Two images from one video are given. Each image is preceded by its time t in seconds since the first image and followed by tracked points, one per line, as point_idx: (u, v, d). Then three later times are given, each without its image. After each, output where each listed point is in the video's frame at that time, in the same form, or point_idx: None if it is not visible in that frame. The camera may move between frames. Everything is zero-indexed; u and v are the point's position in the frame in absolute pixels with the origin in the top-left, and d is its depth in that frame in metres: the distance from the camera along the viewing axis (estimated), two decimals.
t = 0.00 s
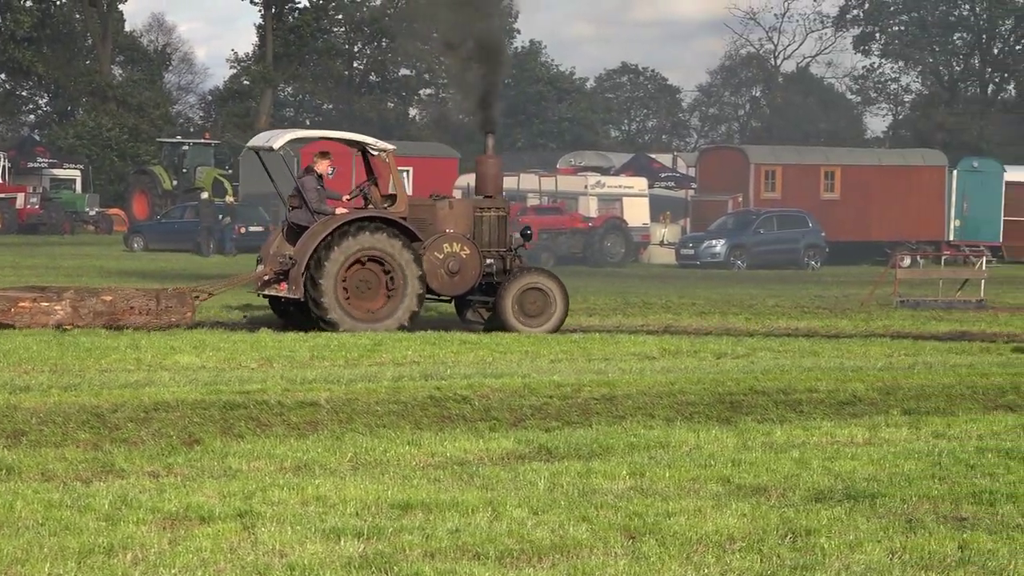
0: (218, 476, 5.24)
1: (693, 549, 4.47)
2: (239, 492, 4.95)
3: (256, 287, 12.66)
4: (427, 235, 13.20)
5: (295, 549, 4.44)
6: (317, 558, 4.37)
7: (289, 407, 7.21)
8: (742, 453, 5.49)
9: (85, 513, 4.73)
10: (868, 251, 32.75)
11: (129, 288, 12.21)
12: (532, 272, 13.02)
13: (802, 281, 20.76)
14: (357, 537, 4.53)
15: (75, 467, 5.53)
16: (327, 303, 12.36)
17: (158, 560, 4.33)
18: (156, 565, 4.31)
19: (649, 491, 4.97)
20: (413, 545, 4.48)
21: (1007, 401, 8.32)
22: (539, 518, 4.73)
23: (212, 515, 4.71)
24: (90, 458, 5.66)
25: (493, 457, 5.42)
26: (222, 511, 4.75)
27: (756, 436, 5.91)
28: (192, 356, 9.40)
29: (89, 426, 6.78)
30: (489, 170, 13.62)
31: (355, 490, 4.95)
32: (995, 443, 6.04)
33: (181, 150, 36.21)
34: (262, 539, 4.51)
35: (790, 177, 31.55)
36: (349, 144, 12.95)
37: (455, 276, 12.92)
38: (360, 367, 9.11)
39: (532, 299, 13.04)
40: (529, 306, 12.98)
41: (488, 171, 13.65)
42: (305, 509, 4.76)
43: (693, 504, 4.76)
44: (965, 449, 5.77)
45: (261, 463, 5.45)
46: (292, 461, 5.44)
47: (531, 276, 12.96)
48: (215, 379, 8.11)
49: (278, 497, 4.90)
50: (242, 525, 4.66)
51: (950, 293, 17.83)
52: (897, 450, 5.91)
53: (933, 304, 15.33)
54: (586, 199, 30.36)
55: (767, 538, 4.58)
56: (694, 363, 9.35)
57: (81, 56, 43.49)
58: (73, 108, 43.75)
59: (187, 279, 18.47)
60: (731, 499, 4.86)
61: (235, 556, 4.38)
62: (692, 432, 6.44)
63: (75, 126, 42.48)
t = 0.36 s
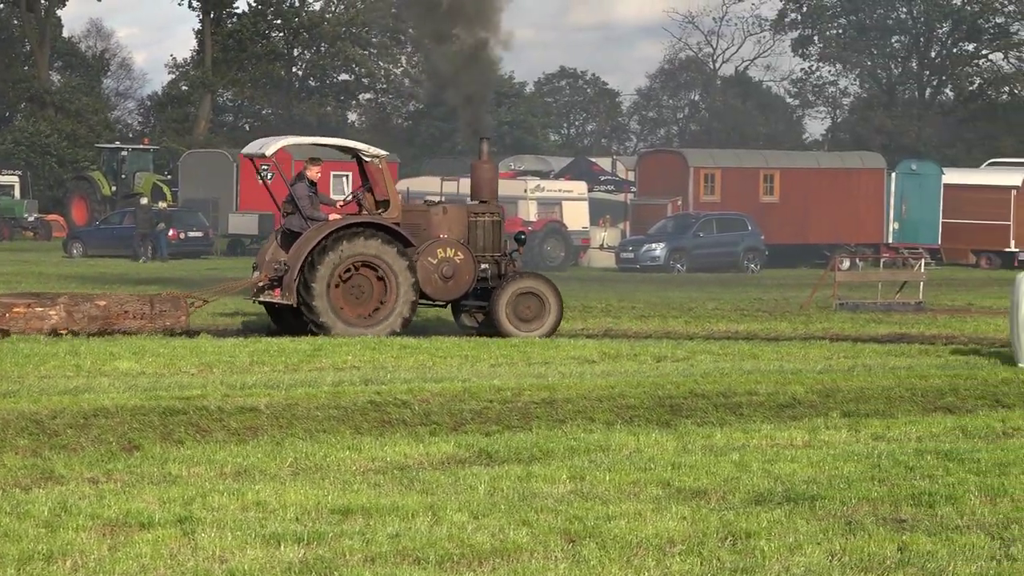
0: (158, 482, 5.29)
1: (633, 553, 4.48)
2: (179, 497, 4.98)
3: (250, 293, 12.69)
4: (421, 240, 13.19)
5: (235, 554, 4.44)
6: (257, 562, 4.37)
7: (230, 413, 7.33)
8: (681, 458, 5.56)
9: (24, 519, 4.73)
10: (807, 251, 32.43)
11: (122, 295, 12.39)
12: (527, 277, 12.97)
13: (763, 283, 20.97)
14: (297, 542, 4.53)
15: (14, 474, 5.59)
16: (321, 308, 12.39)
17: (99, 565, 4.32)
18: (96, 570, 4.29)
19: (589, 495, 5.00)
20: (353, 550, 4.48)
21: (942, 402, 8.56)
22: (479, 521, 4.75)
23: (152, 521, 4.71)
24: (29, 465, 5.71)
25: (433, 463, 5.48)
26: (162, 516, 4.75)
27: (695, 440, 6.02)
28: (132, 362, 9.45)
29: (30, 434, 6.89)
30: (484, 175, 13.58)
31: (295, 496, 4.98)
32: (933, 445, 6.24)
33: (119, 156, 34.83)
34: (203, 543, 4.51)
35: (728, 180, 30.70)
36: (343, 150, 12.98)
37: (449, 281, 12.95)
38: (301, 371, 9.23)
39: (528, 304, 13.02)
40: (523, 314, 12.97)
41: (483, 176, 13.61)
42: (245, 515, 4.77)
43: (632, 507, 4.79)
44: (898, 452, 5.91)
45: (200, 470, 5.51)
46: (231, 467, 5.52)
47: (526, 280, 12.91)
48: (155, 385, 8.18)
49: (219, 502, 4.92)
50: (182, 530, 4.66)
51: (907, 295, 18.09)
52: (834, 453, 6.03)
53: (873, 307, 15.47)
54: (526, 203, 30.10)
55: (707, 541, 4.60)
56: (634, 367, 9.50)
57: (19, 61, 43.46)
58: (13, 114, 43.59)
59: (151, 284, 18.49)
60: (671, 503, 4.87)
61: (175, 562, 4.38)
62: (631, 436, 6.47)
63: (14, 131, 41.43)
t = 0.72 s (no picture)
0: (98, 488, 5.43)
1: (572, 555, 4.50)
2: (117, 503, 5.01)
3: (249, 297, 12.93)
4: (417, 244, 13.34)
5: (174, 559, 4.44)
6: (196, 567, 4.37)
7: (169, 416, 7.69)
8: (622, 460, 5.70)
9: None
10: (748, 252, 33.97)
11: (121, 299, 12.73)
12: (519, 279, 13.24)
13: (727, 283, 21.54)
14: (237, 547, 4.54)
15: None
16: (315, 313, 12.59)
17: (35, 569, 4.32)
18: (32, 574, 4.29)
19: (529, 499, 5.03)
20: (292, 554, 4.48)
21: (883, 404, 9.01)
22: (418, 526, 4.78)
23: (90, 526, 4.73)
24: None
25: (371, 468, 5.79)
26: (101, 521, 4.78)
27: (640, 442, 6.35)
28: (70, 368, 9.71)
29: None
30: (482, 180, 13.64)
31: (233, 500, 5.02)
32: (871, 446, 6.53)
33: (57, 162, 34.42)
34: (141, 549, 4.52)
35: (667, 181, 32.25)
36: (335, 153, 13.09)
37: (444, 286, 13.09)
38: (239, 377, 9.49)
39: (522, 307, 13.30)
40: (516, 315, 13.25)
41: (482, 181, 13.66)
42: (184, 520, 4.80)
43: (573, 510, 4.80)
44: (838, 452, 6.19)
45: (141, 476, 5.68)
46: (172, 474, 5.70)
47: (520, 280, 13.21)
48: (94, 390, 8.50)
49: (157, 508, 4.94)
50: (121, 535, 4.67)
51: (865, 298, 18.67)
52: (776, 454, 6.34)
53: (813, 307, 16.12)
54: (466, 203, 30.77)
55: (646, 542, 4.62)
56: (573, 369, 9.98)
57: None
58: None
59: (119, 292, 18.74)
60: (609, 504, 4.91)
61: (113, 567, 4.37)
62: (571, 439, 6.71)
63: None
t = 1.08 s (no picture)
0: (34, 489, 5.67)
1: (509, 555, 4.52)
2: (53, 505, 5.05)
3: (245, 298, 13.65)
4: (413, 245, 14.22)
5: (112, 560, 4.45)
6: (135, 568, 4.38)
7: (105, 417, 8.06)
8: (559, 460, 5.86)
9: None
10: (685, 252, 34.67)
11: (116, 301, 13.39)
12: (513, 282, 14.17)
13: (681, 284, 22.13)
14: (173, 548, 4.56)
15: None
16: (310, 313, 13.35)
17: None
18: None
19: (464, 498, 5.14)
20: (229, 555, 4.50)
21: (817, 402, 9.38)
22: (354, 526, 4.87)
23: (26, 528, 4.75)
24: None
25: (306, 470, 6.11)
26: (36, 524, 4.82)
27: (575, 443, 6.66)
28: (9, 369, 10.06)
29: None
30: (478, 181, 14.62)
31: (170, 501, 5.10)
32: (805, 446, 6.77)
33: None
34: (76, 549, 4.53)
35: (604, 185, 32.88)
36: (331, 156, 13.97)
37: (438, 285, 13.95)
38: (174, 377, 10.08)
39: (518, 307, 14.19)
40: (514, 312, 14.16)
41: (477, 183, 14.66)
42: (121, 521, 4.87)
43: (508, 510, 4.88)
44: (773, 452, 6.37)
45: (76, 478, 5.94)
46: (107, 475, 5.99)
47: (517, 283, 14.15)
48: (31, 393, 8.91)
49: (93, 509, 4.99)
50: (56, 538, 4.68)
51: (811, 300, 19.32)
52: (709, 453, 6.64)
53: (749, 307, 16.88)
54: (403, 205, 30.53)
55: (584, 543, 4.64)
56: (507, 368, 10.66)
57: None
58: None
59: (92, 293, 19.24)
60: (546, 505, 4.99)
61: (48, 568, 4.37)
62: (507, 440, 7.02)
63: None
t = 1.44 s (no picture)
0: None
1: (440, 548, 4.66)
2: None
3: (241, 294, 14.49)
4: (404, 242, 14.93)
5: (46, 554, 4.55)
6: (67, 562, 4.47)
7: (41, 414, 8.26)
8: (490, 455, 6.09)
9: None
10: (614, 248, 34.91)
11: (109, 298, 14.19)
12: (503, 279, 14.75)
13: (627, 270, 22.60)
14: (107, 541, 4.68)
15: None
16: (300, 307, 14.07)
17: None
18: None
19: (396, 492, 5.33)
20: (162, 548, 4.63)
21: (745, 398, 9.53)
22: (288, 519, 5.00)
23: None
24: None
25: (242, 463, 6.27)
26: None
27: (503, 438, 6.87)
28: None
29: None
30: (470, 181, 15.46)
31: (104, 496, 5.25)
32: (730, 441, 6.97)
33: None
34: (13, 544, 4.64)
35: (536, 187, 32.84)
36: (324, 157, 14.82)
37: (428, 281, 14.61)
38: (109, 373, 10.37)
39: (506, 303, 14.78)
40: (504, 307, 14.74)
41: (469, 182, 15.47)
42: (55, 515, 4.98)
43: (439, 504, 5.05)
44: (700, 445, 6.67)
45: (11, 472, 6.11)
46: (42, 470, 6.15)
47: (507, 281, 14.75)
48: None
49: (29, 503, 5.10)
50: None
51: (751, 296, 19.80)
52: (636, 446, 6.86)
53: (678, 302, 17.38)
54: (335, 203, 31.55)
55: (514, 537, 4.79)
56: (439, 366, 11.01)
57: None
58: None
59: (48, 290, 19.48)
60: (477, 499, 5.20)
61: None
62: (438, 435, 7.24)
63: None
